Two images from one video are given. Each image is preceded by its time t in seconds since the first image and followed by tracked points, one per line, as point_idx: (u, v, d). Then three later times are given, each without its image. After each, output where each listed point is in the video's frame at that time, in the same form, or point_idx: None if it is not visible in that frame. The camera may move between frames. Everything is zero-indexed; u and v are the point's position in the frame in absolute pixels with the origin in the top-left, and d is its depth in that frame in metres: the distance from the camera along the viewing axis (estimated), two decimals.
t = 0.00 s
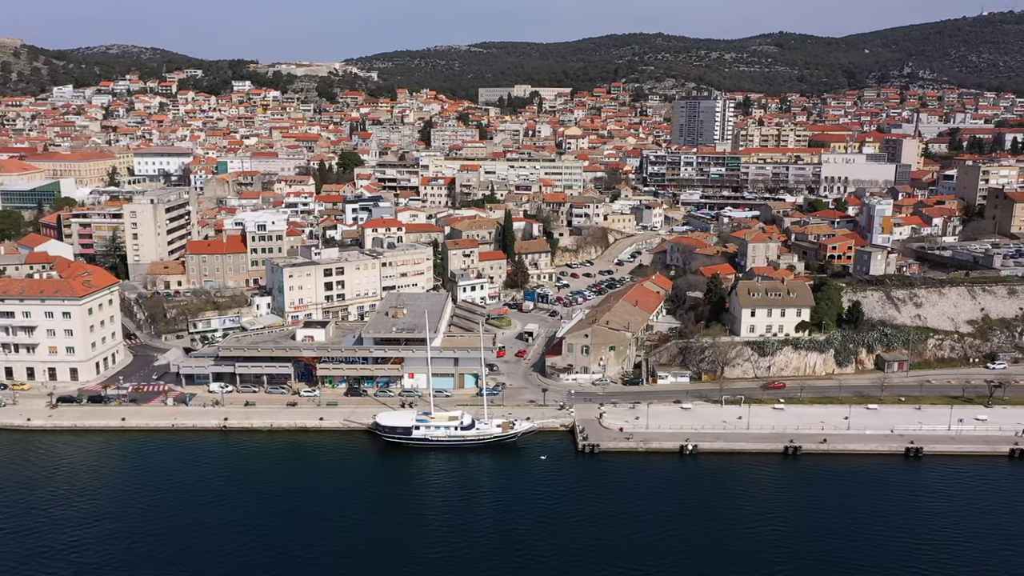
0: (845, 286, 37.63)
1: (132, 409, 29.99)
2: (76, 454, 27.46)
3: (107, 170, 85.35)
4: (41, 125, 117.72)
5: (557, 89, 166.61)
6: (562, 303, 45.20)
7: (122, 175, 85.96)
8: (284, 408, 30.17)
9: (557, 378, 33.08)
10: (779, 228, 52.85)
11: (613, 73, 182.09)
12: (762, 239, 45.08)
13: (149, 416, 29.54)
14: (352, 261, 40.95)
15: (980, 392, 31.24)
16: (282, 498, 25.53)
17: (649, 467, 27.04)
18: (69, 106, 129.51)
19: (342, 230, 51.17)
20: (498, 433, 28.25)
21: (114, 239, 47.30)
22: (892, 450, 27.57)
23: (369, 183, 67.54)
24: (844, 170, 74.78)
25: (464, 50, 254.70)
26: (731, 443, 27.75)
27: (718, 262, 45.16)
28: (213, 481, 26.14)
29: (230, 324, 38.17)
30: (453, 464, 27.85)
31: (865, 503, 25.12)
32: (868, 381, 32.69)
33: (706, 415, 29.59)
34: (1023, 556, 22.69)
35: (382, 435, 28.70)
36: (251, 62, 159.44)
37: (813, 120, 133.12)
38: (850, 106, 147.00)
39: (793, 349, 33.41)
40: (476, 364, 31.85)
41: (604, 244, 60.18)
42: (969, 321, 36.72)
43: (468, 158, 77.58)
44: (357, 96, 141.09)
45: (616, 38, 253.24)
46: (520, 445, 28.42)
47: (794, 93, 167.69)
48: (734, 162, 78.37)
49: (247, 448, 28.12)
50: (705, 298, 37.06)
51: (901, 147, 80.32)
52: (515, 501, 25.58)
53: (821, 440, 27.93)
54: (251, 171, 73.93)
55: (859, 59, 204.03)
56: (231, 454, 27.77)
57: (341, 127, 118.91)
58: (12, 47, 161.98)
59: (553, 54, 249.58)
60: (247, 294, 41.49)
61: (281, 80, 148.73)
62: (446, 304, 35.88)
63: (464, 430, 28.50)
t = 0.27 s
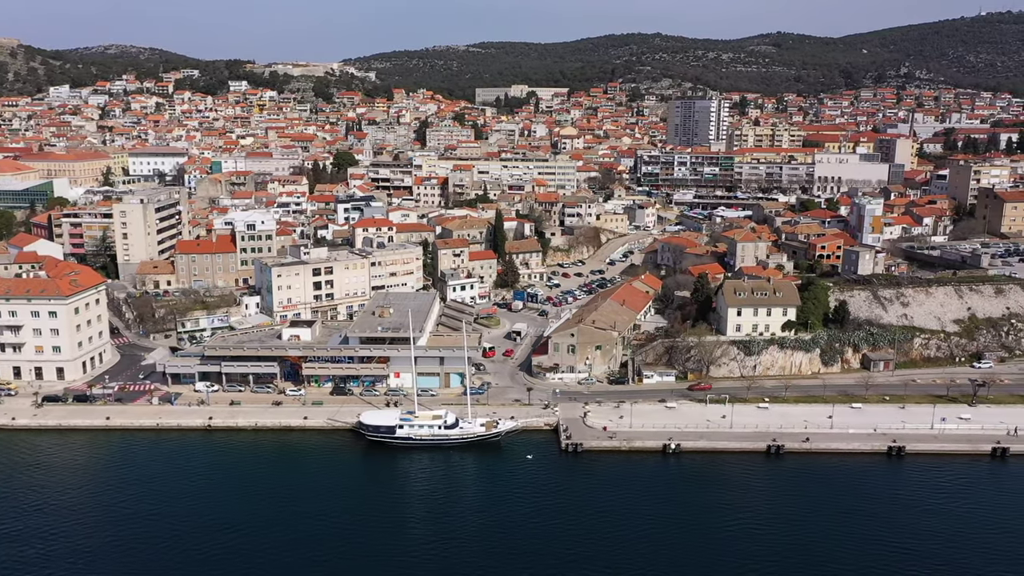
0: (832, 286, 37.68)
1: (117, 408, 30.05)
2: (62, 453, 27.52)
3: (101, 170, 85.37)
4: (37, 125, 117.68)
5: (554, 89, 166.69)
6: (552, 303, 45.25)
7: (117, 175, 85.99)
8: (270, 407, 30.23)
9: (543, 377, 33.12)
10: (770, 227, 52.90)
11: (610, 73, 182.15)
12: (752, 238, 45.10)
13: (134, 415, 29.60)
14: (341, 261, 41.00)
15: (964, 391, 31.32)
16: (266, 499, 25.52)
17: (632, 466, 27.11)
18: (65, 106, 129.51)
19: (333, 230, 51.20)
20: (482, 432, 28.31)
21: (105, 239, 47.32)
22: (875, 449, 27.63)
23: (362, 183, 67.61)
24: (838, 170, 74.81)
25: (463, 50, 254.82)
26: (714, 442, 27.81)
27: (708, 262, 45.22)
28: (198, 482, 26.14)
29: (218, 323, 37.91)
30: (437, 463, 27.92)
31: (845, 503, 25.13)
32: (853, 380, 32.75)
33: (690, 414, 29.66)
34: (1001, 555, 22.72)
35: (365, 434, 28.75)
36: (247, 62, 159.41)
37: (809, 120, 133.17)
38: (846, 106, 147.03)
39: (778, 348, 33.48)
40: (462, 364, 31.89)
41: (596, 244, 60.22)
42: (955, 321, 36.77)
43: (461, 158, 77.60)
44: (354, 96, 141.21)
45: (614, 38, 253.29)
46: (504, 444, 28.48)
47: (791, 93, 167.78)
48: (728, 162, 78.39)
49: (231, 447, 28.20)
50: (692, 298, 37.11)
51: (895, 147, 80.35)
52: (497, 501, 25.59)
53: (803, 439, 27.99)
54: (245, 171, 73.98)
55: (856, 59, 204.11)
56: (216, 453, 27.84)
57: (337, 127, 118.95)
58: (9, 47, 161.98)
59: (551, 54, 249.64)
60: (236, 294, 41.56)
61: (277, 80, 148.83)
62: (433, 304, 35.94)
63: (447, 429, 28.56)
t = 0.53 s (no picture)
0: (819, 285, 37.74)
1: (103, 407, 30.11)
2: (48, 451, 27.54)
3: (96, 170, 85.33)
4: (33, 125, 117.59)
5: (550, 89, 166.77)
6: (541, 302, 45.30)
7: (111, 175, 86.00)
8: (255, 406, 30.28)
9: (529, 376, 33.18)
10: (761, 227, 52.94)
11: (607, 73, 182.22)
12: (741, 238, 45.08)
13: (119, 414, 29.65)
14: (330, 260, 41.05)
15: (949, 391, 31.39)
16: (248, 499, 25.49)
17: (615, 465, 27.14)
18: (61, 106, 129.42)
19: (324, 230, 51.22)
20: (466, 431, 28.35)
21: (95, 239, 47.34)
22: (858, 448, 27.69)
23: (355, 183, 67.68)
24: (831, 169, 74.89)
25: (460, 50, 254.91)
26: (697, 441, 27.86)
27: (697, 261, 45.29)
28: (183, 480, 26.17)
29: (207, 323, 38.10)
30: (420, 462, 27.98)
31: (826, 503, 25.12)
32: (838, 379, 32.81)
33: (674, 413, 29.72)
34: (980, 553, 22.75)
35: (350, 433, 28.79)
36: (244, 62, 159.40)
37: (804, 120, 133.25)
38: (842, 106, 147.12)
39: (765, 348, 33.54)
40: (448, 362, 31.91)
41: (588, 244, 60.27)
42: (942, 320, 36.83)
43: (455, 158, 77.64)
44: (350, 96, 141.27)
45: (611, 38, 253.35)
46: (488, 444, 28.53)
47: (787, 92, 167.95)
48: (721, 162, 78.45)
49: (216, 446, 28.28)
50: (679, 297, 37.18)
51: (888, 147, 80.40)
52: (479, 500, 25.59)
53: (786, 438, 28.04)
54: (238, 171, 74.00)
55: (853, 59, 204.30)
56: (200, 451, 27.90)
57: (332, 127, 119.00)
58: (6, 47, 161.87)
59: (548, 54, 249.79)
60: (225, 293, 41.61)
61: (273, 80, 148.94)
62: (421, 304, 36.02)
63: (431, 428, 28.59)
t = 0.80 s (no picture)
0: (806, 284, 37.80)
1: (88, 406, 30.13)
2: (33, 450, 27.52)
3: (90, 169, 85.30)
4: (28, 125, 117.52)
5: (546, 89, 166.80)
6: (530, 302, 45.37)
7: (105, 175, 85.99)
8: (240, 405, 30.31)
9: (515, 376, 33.22)
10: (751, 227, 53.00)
11: (603, 73, 182.28)
12: (730, 238, 45.10)
13: (103, 413, 29.65)
14: (318, 260, 41.09)
15: (933, 390, 31.45)
16: (231, 499, 25.46)
17: (598, 463, 27.19)
18: (57, 106, 129.32)
19: (315, 229, 51.27)
20: (449, 430, 28.42)
21: (85, 238, 47.36)
22: (840, 447, 27.74)
23: (347, 183, 67.73)
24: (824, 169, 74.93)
25: (458, 50, 254.87)
26: (680, 440, 27.91)
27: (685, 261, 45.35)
28: (167, 479, 26.18)
29: (195, 322, 38.15)
30: (404, 461, 28.02)
31: (806, 504, 25.11)
32: (823, 378, 32.86)
33: (658, 412, 29.78)
34: (961, 552, 22.81)
35: (333, 432, 28.83)
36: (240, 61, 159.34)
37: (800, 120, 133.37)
38: (838, 106, 147.21)
39: (750, 347, 33.60)
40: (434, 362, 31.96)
41: (580, 244, 60.32)
42: (928, 319, 36.89)
43: (448, 158, 77.69)
44: (345, 96, 141.32)
45: (609, 38, 253.37)
46: (472, 442, 28.58)
47: (783, 92, 168.11)
48: (715, 162, 78.51)
49: (201, 444, 28.29)
50: (666, 296, 37.25)
51: (881, 147, 80.45)
52: (462, 499, 25.59)
53: (769, 437, 28.09)
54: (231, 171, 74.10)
55: (849, 59, 204.49)
56: (185, 450, 27.90)
57: (328, 127, 119.02)
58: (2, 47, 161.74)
59: (545, 54, 249.88)
60: (214, 293, 41.65)
61: (269, 80, 148.98)
62: (408, 303, 36.07)
63: (415, 427, 28.62)
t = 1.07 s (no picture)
0: (794, 284, 37.84)
1: (74, 405, 30.16)
2: (18, 449, 27.53)
3: (84, 169, 85.26)
4: (24, 125, 117.47)
5: (543, 89, 166.81)
6: (520, 301, 45.42)
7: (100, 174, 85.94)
8: (225, 404, 30.35)
9: (502, 375, 33.25)
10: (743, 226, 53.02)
11: (599, 72, 182.27)
12: (721, 237, 45.08)
13: (89, 412, 29.69)
14: (308, 259, 41.11)
15: (918, 388, 31.51)
16: (215, 498, 25.46)
17: (582, 462, 27.24)
18: (53, 105, 129.27)
19: (306, 229, 51.30)
20: (434, 429, 28.47)
21: (76, 237, 47.39)
22: (823, 446, 27.81)
23: (341, 182, 67.77)
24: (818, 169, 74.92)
25: (456, 50, 254.88)
26: (664, 439, 27.97)
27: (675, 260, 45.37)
28: (153, 478, 26.22)
29: (184, 321, 38.15)
30: (388, 460, 28.05)
31: (787, 504, 25.06)
32: (809, 377, 32.90)
33: (644, 411, 29.83)
34: (942, 550, 22.87)
35: (318, 431, 28.87)
36: (237, 61, 159.24)
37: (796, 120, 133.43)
38: (835, 105, 147.23)
39: (737, 346, 33.66)
40: (421, 360, 31.98)
41: (572, 243, 60.37)
42: (916, 318, 36.95)
43: (442, 157, 77.73)
44: (342, 96, 141.37)
45: (607, 38, 253.32)
46: (457, 441, 28.62)
47: (780, 92, 168.14)
48: (709, 161, 78.54)
49: (186, 443, 28.32)
50: (654, 296, 37.29)
51: (876, 147, 80.45)
52: (445, 498, 25.62)
53: (753, 435, 28.16)
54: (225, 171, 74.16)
55: (846, 59, 204.55)
56: (170, 449, 27.95)
57: (324, 126, 119.03)
58: None
59: (543, 54, 249.87)
60: (203, 292, 41.69)
61: (266, 80, 148.96)
62: (396, 303, 36.11)
63: (399, 426, 28.67)
